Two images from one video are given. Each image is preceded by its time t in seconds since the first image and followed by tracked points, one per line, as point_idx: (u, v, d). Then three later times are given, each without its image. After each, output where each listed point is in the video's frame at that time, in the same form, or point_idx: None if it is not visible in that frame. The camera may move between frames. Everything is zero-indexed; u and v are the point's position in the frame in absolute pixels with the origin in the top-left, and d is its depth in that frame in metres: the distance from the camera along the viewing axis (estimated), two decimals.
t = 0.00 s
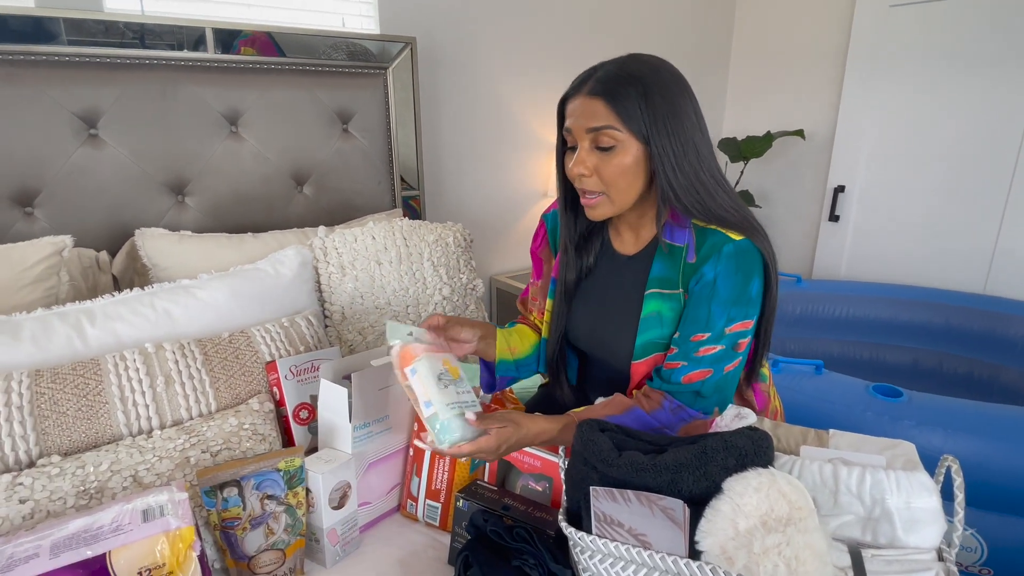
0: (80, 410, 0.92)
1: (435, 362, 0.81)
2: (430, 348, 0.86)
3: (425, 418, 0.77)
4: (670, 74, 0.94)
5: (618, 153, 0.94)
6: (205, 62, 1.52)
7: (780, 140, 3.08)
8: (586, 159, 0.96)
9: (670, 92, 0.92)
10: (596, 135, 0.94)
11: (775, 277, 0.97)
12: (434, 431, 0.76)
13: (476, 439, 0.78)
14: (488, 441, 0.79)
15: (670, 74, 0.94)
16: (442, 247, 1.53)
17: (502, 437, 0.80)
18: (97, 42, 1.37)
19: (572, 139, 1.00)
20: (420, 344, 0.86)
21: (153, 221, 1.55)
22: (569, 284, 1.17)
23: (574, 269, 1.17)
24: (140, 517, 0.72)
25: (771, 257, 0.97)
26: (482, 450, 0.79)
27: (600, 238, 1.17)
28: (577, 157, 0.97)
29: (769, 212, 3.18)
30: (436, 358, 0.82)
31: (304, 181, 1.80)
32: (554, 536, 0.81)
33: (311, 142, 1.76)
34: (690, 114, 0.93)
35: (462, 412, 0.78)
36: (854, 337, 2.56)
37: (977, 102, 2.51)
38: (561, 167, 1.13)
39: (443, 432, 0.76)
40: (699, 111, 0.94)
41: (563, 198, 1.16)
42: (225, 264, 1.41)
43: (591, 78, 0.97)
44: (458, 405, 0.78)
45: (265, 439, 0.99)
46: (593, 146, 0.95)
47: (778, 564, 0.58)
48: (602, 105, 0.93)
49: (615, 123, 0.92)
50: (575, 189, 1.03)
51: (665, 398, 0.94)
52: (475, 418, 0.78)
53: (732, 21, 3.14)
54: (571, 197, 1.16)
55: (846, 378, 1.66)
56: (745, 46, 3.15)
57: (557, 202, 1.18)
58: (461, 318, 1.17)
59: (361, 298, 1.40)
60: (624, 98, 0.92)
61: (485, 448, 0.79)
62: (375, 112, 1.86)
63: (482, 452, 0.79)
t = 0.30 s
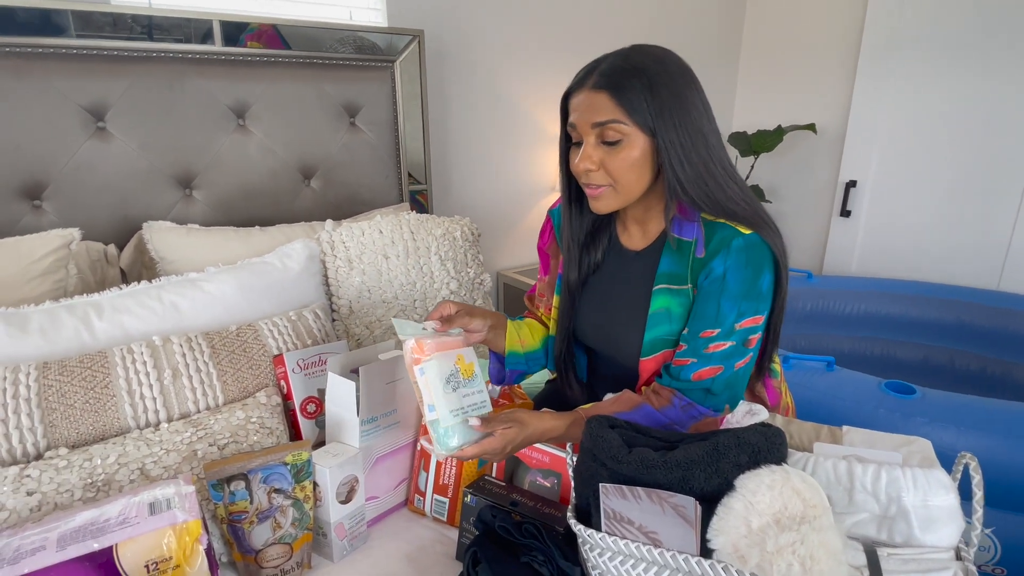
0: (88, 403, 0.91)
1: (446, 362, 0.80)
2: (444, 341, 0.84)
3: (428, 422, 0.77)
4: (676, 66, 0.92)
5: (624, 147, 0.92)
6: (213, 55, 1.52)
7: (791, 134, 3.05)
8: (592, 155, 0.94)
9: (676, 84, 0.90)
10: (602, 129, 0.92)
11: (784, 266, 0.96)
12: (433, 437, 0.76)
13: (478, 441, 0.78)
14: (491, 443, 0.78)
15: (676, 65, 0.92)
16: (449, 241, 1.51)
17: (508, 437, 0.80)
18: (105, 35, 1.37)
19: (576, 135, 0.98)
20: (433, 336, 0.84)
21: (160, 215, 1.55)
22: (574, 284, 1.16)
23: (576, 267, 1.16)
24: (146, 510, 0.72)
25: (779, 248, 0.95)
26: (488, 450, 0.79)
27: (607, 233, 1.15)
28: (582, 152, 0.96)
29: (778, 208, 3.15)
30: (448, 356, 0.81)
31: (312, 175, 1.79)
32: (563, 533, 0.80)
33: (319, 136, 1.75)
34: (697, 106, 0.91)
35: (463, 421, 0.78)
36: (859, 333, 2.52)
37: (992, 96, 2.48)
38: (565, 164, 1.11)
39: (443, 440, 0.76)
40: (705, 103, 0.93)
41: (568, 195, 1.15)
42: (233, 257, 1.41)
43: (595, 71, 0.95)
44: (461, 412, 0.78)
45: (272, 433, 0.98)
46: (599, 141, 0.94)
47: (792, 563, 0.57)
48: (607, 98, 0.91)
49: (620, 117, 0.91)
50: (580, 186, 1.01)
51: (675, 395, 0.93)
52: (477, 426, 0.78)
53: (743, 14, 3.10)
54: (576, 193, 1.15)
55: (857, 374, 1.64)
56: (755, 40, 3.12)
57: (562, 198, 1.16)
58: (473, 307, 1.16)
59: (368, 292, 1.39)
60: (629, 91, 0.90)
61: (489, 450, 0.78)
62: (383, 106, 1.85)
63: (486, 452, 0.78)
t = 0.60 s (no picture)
0: (93, 398, 0.91)
1: (434, 374, 0.76)
2: (437, 349, 0.79)
3: (403, 431, 0.76)
4: (690, 54, 0.89)
5: (636, 139, 0.90)
6: (219, 48, 1.51)
7: (803, 128, 3.00)
8: (603, 147, 0.92)
9: (690, 73, 0.88)
10: (613, 121, 0.90)
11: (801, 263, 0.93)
12: (405, 447, 0.76)
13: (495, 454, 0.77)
14: (507, 451, 0.77)
15: (690, 53, 0.89)
16: (457, 236, 1.49)
17: (518, 444, 0.78)
18: (111, 27, 1.36)
19: (587, 126, 0.96)
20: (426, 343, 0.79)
21: (167, 209, 1.54)
22: (586, 278, 1.14)
23: (588, 262, 1.14)
24: (150, 507, 0.71)
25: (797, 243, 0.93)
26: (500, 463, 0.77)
27: (619, 227, 1.13)
28: (593, 145, 0.94)
29: (790, 202, 3.11)
30: (437, 368, 0.76)
31: (319, 169, 1.78)
32: (572, 532, 0.78)
33: (325, 130, 1.74)
34: (713, 95, 0.89)
35: (437, 435, 0.76)
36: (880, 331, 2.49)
37: (1010, 88, 2.42)
38: (576, 156, 1.09)
39: (414, 451, 0.75)
40: (721, 92, 0.90)
41: (578, 188, 1.13)
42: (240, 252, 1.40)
43: (606, 61, 0.93)
44: (437, 427, 0.76)
45: (278, 429, 0.97)
46: (611, 133, 0.92)
47: (809, 567, 0.55)
48: (619, 89, 0.89)
49: (632, 108, 0.89)
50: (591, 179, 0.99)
51: (687, 393, 0.91)
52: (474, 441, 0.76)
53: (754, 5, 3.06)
54: (586, 186, 1.14)
55: (871, 372, 1.61)
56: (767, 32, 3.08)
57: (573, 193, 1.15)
58: (471, 312, 1.11)
59: (375, 287, 1.38)
60: (642, 81, 0.88)
61: (502, 462, 0.77)
62: (390, 100, 1.83)
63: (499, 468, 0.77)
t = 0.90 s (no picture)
0: (84, 401, 0.89)
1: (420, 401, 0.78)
2: (425, 372, 0.81)
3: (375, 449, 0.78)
4: (696, 47, 0.86)
5: (639, 136, 0.87)
6: (218, 45, 1.49)
7: (813, 122, 2.91)
8: (605, 145, 0.89)
9: (696, 67, 0.85)
10: (615, 117, 0.87)
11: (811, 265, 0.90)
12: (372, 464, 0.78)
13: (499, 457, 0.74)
14: (512, 456, 0.75)
15: (696, 47, 0.86)
16: (458, 234, 1.47)
17: (522, 446, 0.76)
18: (108, 24, 1.35)
19: (589, 123, 0.93)
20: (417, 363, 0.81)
21: (166, 208, 1.52)
22: (587, 279, 1.11)
23: (591, 262, 1.11)
24: (136, 516, 0.69)
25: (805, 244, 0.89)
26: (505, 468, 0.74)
27: (622, 227, 1.10)
28: (594, 142, 0.91)
29: (799, 198, 3.04)
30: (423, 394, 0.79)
31: (319, 167, 1.76)
32: (571, 544, 0.76)
33: (326, 126, 1.72)
34: (719, 90, 0.86)
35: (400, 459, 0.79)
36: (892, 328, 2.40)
37: None
38: (577, 152, 1.06)
39: (377, 471, 0.79)
40: (728, 87, 0.87)
41: (580, 186, 1.10)
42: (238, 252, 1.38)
43: (608, 54, 0.90)
44: (403, 451, 0.79)
45: (272, 433, 0.95)
46: (612, 130, 0.89)
47: None
48: (621, 83, 0.86)
49: (635, 104, 0.86)
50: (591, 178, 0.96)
51: (691, 400, 0.88)
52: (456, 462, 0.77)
53: None
54: (588, 183, 1.10)
55: (883, 373, 1.57)
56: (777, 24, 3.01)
57: (574, 190, 1.12)
58: (464, 324, 1.09)
59: (374, 287, 1.36)
60: (646, 76, 0.85)
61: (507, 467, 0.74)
62: (392, 96, 1.81)
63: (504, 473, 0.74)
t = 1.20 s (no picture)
0: (46, 404, 0.84)
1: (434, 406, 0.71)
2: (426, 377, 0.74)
3: (414, 470, 0.69)
4: (700, 15, 0.79)
5: (638, 113, 0.80)
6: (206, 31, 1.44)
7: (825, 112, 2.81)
8: (600, 124, 0.82)
9: (701, 37, 0.78)
10: (612, 93, 0.81)
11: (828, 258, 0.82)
12: (420, 486, 0.69)
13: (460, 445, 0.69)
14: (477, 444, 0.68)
15: (701, 15, 0.79)
16: (453, 227, 1.39)
17: (502, 436, 0.69)
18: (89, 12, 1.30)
19: (583, 101, 0.86)
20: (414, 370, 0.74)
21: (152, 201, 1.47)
22: (585, 274, 1.05)
23: (587, 255, 1.04)
24: (83, 533, 0.63)
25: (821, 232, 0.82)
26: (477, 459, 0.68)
27: (621, 217, 1.04)
28: (589, 121, 0.84)
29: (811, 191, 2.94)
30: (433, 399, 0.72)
31: (312, 159, 1.70)
32: (563, 561, 0.69)
33: (319, 117, 1.65)
34: (726, 61, 0.79)
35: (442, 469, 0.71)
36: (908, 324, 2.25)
37: None
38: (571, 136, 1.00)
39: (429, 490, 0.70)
40: (735, 59, 0.80)
41: (575, 172, 1.04)
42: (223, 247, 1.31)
43: (604, 24, 0.83)
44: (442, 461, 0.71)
45: (246, 439, 0.89)
46: (608, 107, 0.82)
47: None
48: (618, 55, 0.79)
49: (634, 78, 0.79)
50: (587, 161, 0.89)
51: (696, 404, 0.82)
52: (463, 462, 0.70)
53: None
54: (583, 170, 1.04)
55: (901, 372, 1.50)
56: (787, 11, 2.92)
57: (569, 178, 1.05)
58: (454, 325, 1.02)
59: (364, 283, 1.30)
60: (645, 46, 0.78)
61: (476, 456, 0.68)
62: (387, 85, 1.74)
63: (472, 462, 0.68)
